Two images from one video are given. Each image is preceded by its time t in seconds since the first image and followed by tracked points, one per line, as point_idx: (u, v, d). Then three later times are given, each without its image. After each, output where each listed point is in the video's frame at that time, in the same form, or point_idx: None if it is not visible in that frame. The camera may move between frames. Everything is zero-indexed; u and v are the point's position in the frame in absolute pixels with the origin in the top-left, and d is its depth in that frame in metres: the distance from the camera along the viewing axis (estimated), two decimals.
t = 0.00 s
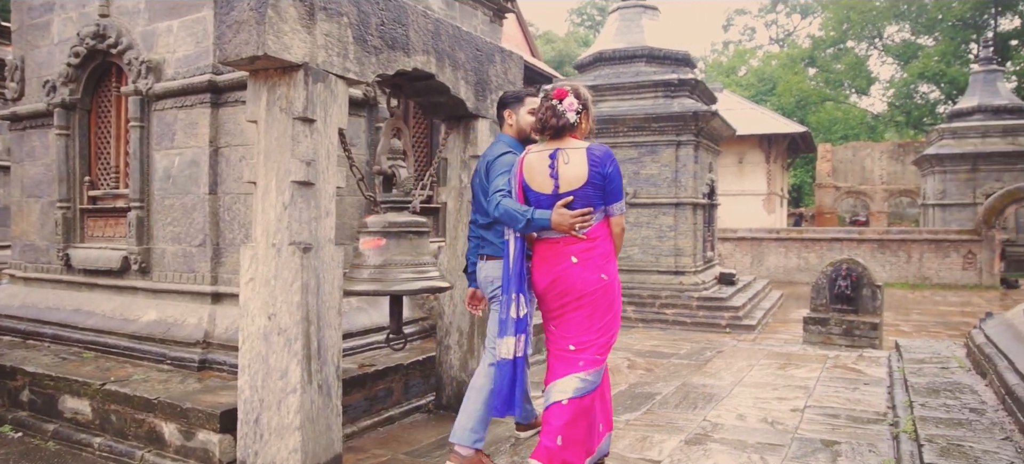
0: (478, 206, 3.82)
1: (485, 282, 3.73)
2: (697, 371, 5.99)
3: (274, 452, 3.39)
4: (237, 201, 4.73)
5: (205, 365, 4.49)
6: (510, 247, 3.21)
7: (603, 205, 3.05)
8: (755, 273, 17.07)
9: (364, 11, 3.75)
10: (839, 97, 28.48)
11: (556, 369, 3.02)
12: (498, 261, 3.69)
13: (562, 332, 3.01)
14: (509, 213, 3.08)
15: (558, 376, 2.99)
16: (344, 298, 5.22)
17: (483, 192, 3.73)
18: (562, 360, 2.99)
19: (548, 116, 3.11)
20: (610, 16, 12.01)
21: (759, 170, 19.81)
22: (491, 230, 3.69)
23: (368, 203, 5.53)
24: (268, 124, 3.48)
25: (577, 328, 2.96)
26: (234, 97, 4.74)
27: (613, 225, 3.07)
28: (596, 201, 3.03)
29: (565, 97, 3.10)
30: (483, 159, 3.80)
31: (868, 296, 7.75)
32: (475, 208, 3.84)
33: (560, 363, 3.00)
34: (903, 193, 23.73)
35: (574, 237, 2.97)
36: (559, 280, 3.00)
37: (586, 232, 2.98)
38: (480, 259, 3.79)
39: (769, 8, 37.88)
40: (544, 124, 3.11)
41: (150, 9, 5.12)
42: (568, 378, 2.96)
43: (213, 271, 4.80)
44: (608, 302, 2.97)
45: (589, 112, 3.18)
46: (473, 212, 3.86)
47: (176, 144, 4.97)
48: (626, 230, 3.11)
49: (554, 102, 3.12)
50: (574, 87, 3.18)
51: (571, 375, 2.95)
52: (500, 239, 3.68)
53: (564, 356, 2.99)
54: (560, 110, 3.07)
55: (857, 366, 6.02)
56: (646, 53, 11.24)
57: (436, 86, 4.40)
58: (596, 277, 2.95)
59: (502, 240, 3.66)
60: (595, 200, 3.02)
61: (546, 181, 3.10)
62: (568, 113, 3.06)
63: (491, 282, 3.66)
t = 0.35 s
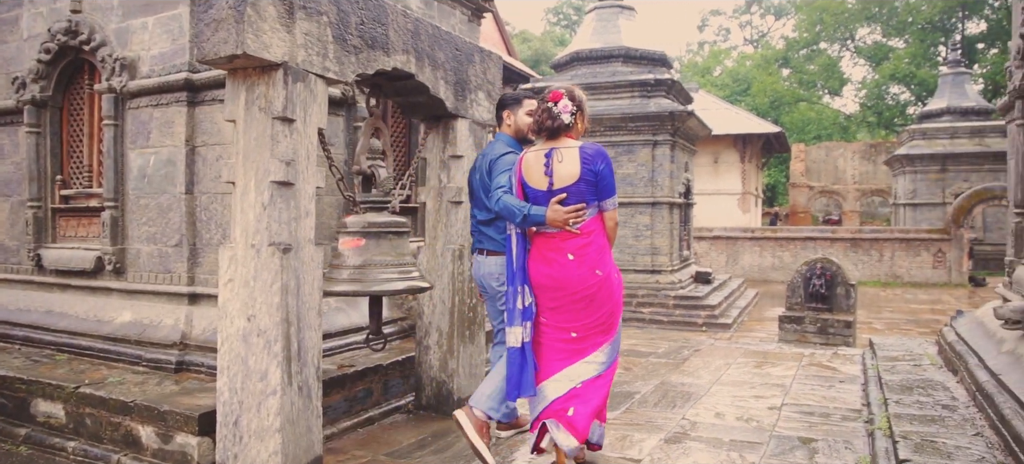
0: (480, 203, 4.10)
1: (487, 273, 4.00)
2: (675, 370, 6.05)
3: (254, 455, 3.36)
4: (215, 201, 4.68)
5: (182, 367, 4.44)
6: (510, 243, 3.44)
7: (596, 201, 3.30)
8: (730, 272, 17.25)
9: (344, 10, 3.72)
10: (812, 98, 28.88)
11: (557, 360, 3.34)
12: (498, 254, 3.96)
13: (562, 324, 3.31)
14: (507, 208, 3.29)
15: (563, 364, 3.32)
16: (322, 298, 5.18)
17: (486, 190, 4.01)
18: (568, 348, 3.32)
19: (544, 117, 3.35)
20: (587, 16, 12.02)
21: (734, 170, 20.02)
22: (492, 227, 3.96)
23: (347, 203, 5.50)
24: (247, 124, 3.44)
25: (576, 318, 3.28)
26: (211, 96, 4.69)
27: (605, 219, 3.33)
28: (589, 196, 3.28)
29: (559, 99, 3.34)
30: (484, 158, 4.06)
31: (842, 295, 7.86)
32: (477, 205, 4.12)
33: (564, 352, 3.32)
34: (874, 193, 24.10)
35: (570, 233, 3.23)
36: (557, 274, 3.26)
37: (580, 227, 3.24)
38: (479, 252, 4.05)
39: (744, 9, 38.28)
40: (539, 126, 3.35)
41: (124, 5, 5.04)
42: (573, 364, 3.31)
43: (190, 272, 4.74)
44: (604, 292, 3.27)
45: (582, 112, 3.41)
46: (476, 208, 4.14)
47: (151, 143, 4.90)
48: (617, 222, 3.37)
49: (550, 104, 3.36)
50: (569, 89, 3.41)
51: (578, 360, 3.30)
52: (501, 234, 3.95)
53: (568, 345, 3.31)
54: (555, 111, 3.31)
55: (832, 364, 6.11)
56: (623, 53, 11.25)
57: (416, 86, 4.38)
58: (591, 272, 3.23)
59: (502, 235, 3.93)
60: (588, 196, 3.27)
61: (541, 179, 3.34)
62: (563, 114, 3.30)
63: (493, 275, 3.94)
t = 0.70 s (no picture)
0: (485, 200, 4.16)
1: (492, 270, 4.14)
2: (664, 369, 6.07)
3: (243, 456, 3.34)
4: (202, 201, 4.64)
5: (169, 368, 4.41)
6: (517, 239, 3.73)
7: (601, 198, 3.45)
8: (715, 271, 17.35)
9: (333, 9, 3.70)
10: (796, 98, 29.10)
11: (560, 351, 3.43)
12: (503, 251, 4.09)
13: (569, 316, 3.41)
14: (515, 205, 3.50)
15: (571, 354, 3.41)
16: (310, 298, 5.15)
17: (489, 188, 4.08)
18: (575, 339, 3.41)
19: (550, 121, 3.55)
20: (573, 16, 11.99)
21: (720, 169, 20.14)
22: (496, 224, 4.08)
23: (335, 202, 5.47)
24: (235, 123, 3.41)
25: (582, 311, 3.40)
26: (198, 95, 4.64)
27: (611, 217, 3.46)
28: (593, 195, 3.42)
29: (565, 103, 3.54)
30: (488, 157, 4.15)
31: (828, 293, 7.95)
32: (481, 203, 4.17)
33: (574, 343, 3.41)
34: (858, 192, 24.32)
35: (574, 229, 3.37)
36: (562, 269, 3.39)
37: (585, 224, 3.37)
38: (483, 248, 4.18)
39: (729, 9, 38.51)
40: (545, 128, 3.55)
41: (109, 3, 4.99)
42: (580, 355, 3.41)
43: (177, 272, 4.70)
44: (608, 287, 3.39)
45: (587, 116, 3.61)
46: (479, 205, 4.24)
47: (137, 142, 4.84)
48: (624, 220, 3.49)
49: (555, 108, 3.56)
50: (574, 95, 3.61)
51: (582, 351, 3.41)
52: (505, 231, 4.08)
53: (576, 336, 3.41)
54: (560, 114, 3.50)
55: (819, 362, 6.16)
56: (610, 52, 11.23)
57: (405, 85, 4.36)
58: (598, 267, 3.36)
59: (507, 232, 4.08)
60: (591, 195, 3.41)
61: (546, 179, 3.53)
62: (566, 118, 3.49)
63: (498, 271, 4.08)
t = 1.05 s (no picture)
0: (501, 203, 4.23)
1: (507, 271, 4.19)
2: (659, 368, 6.07)
3: (240, 456, 3.33)
4: (196, 200, 4.61)
5: (164, 368, 4.38)
6: (534, 242, 3.82)
7: (615, 205, 3.57)
8: (709, 270, 17.40)
9: (330, 7, 3.68)
10: (789, 97, 29.23)
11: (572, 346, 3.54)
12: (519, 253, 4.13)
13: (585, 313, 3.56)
14: (534, 211, 3.60)
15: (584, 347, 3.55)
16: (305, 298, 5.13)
17: (509, 193, 4.18)
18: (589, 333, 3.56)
19: (565, 131, 3.65)
20: (567, 15, 11.87)
21: (713, 168, 20.19)
22: (513, 225, 4.13)
23: (330, 201, 5.45)
24: (231, 122, 3.39)
25: (598, 309, 3.56)
26: (193, 94, 4.61)
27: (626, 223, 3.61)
28: (609, 202, 3.56)
29: (580, 114, 3.63)
30: (505, 162, 4.24)
31: (822, 292, 7.97)
32: (497, 206, 4.24)
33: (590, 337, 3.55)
34: (850, 191, 24.41)
35: (592, 234, 3.51)
36: (580, 270, 3.54)
37: (602, 230, 3.52)
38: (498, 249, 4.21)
39: (721, 9, 38.63)
40: (561, 138, 3.65)
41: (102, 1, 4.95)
42: (595, 350, 3.56)
43: (171, 271, 4.67)
44: (623, 286, 3.58)
45: (601, 126, 3.73)
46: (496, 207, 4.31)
47: (131, 140, 4.81)
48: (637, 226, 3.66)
49: (570, 118, 3.65)
50: (588, 105, 3.71)
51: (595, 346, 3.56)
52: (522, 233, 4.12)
53: (591, 331, 3.56)
54: (575, 125, 3.60)
55: (814, 361, 6.18)
56: (604, 52, 11.12)
57: (401, 84, 4.34)
58: (615, 268, 3.53)
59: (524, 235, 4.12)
60: (608, 202, 3.55)
61: (563, 187, 3.64)
62: (581, 128, 3.60)
63: (513, 273, 4.13)
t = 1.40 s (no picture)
0: (519, 207, 4.57)
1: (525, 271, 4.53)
2: (657, 367, 6.06)
3: (237, 457, 3.31)
4: (193, 199, 4.58)
5: (161, 368, 4.36)
6: (551, 242, 4.14)
7: (631, 205, 3.94)
8: (706, 269, 17.40)
9: (327, 5, 3.66)
10: (785, 97, 29.27)
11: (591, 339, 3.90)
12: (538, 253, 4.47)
13: (602, 309, 3.88)
14: (553, 213, 3.92)
15: (601, 339, 3.87)
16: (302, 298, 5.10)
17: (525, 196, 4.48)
18: (607, 327, 3.88)
19: (582, 133, 3.96)
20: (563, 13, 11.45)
21: (709, 168, 20.22)
22: (531, 229, 4.45)
23: (328, 201, 5.43)
24: (229, 120, 3.37)
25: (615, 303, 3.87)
26: (190, 92, 4.59)
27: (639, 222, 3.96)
28: (625, 203, 3.92)
29: (597, 117, 3.94)
30: (521, 164, 4.54)
31: (820, 291, 7.97)
32: (516, 209, 4.59)
33: (607, 330, 3.87)
34: (846, 191, 24.45)
35: (609, 233, 3.85)
36: (597, 267, 3.87)
37: (618, 229, 3.87)
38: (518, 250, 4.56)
39: (717, 9, 38.70)
40: (579, 141, 3.98)
41: None
42: (612, 341, 3.88)
43: (168, 271, 4.64)
44: (637, 281, 3.90)
45: (615, 128, 4.03)
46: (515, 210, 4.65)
47: (127, 140, 4.79)
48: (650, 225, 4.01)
49: (587, 121, 3.96)
50: (603, 108, 4.03)
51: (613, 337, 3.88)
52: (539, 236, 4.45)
53: (608, 325, 3.88)
54: (593, 128, 3.92)
55: (812, 360, 6.18)
56: (600, 51, 10.76)
57: (399, 82, 4.33)
58: (630, 265, 3.86)
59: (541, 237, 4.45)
60: (624, 203, 3.92)
61: (582, 188, 3.99)
62: (599, 131, 3.91)
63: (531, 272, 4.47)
